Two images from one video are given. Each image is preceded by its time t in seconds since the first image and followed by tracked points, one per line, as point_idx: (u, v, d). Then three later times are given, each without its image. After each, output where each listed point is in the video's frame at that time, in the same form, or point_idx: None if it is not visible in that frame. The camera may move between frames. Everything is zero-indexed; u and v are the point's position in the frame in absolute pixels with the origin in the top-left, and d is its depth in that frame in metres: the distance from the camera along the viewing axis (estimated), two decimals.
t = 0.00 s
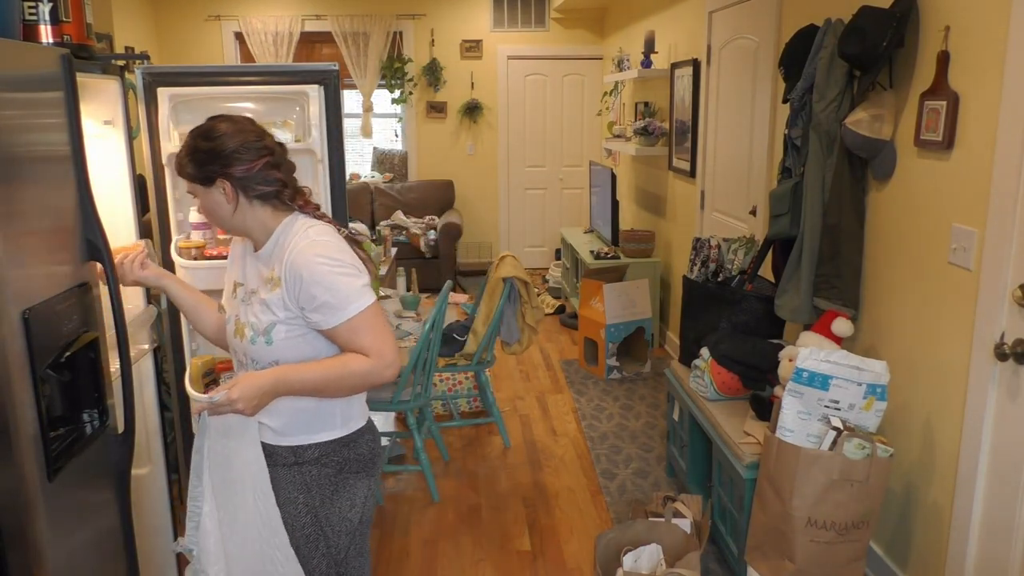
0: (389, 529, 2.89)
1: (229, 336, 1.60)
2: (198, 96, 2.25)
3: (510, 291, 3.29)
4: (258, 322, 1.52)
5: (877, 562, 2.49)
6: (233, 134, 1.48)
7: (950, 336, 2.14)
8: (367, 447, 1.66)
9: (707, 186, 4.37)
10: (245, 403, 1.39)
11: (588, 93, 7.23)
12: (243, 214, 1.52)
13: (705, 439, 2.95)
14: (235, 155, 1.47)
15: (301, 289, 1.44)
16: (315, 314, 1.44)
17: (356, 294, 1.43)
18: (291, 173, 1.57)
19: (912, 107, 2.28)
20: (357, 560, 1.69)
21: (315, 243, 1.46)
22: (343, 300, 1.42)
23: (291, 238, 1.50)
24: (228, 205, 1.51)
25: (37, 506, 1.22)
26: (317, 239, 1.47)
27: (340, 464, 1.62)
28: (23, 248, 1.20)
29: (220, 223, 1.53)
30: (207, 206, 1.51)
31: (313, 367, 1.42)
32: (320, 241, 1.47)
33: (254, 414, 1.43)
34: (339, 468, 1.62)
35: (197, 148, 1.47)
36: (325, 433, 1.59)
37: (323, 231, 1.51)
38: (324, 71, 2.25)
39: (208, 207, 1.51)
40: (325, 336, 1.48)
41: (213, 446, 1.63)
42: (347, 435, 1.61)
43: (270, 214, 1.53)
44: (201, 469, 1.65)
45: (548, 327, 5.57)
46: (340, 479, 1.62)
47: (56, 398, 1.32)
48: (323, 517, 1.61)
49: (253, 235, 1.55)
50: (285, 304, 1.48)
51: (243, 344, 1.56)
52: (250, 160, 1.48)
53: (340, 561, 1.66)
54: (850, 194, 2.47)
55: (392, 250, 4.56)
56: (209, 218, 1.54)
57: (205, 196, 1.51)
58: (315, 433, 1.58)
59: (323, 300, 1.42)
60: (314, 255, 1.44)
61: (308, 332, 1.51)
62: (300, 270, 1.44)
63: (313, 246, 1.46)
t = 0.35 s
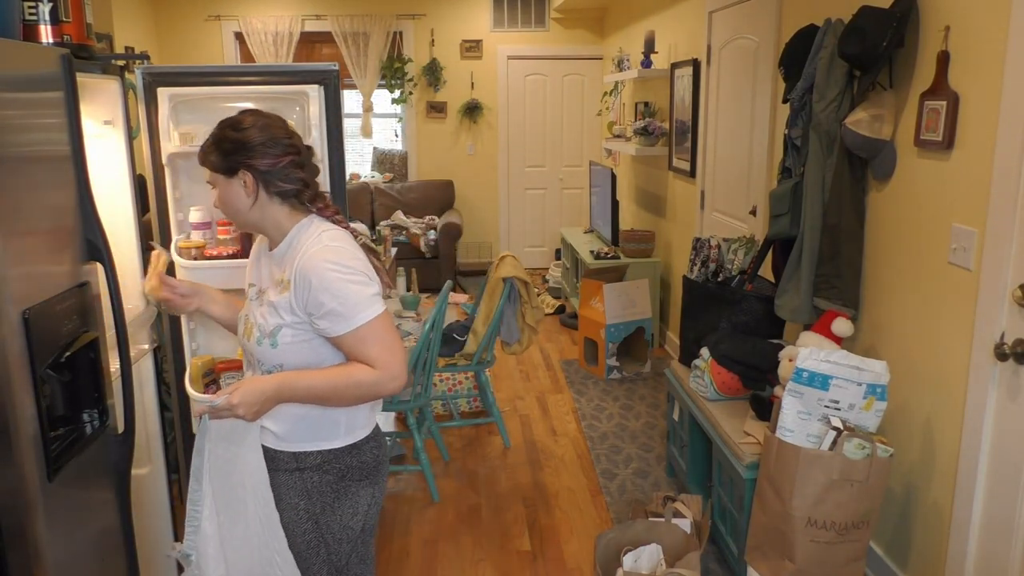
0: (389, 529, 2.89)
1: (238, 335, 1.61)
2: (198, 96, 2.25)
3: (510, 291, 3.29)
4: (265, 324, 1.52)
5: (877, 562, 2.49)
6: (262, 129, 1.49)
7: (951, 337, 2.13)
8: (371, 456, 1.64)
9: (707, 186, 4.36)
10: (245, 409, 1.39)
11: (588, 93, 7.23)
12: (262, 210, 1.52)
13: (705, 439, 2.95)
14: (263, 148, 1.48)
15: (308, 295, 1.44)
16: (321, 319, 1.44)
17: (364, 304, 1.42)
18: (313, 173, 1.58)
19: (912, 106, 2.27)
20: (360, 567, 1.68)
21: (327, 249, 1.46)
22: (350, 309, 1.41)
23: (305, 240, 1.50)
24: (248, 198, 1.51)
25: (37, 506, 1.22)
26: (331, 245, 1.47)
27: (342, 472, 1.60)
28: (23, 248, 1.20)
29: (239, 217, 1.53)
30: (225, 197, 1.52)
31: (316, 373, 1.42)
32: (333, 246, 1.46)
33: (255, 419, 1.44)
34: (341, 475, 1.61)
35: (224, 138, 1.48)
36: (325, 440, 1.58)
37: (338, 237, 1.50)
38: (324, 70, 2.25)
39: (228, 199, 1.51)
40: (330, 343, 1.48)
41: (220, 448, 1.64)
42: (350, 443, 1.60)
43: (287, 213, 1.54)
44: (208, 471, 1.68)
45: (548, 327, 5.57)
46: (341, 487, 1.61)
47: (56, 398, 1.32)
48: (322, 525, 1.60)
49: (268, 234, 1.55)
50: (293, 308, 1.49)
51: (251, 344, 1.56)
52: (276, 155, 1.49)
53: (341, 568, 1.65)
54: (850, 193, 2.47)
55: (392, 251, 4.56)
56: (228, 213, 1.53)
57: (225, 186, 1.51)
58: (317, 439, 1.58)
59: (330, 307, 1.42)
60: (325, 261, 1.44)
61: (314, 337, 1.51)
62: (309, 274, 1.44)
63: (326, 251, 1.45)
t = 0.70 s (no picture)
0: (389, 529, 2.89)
1: (257, 336, 1.60)
2: (197, 96, 2.25)
3: (510, 291, 3.30)
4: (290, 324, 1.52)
5: (877, 563, 2.49)
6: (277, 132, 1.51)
7: (951, 337, 2.13)
8: (388, 453, 1.64)
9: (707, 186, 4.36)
10: (280, 407, 1.39)
11: (588, 93, 7.22)
12: (296, 216, 1.52)
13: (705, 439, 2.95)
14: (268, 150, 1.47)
15: (336, 293, 1.44)
16: (350, 317, 1.44)
17: (393, 300, 1.43)
18: (319, 168, 1.58)
19: (912, 106, 2.27)
20: (371, 565, 1.69)
21: (352, 248, 1.46)
22: (379, 306, 1.42)
23: (328, 239, 1.51)
24: (285, 206, 1.50)
25: (37, 506, 1.22)
26: (355, 243, 1.47)
27: (359, 469, 1.60)
28: (22, 248, 1.20)
29: (273, 228, 1.51)
30: (264, 211, 1.49)
31: (346, 371, 1.42)
32: (358, 245, 1.47)
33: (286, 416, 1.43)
34: (358, 472, 1.61)
35: (250, 148, 1.46)
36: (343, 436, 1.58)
37: (360, 235, 1.51)
38: (324, 71, 2.25)
39: (265, 211, 1.49)
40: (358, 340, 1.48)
41: (241, 443, 1.64)
42: (369, 439, 1.60)
43: (315, 214, 1.55)
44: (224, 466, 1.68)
45: (548, 327, 5.57)
46: (357, 484, 1.61)
47: (56, 398, 1.32)
48: (338, 521, 1.61)
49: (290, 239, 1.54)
50: (320, 308, 1.49)
51: (273, 345, 1.56)
52: (301, 156, 1.52)
53: (354, 565, 1.65)
54: (850, 193, 2.47)
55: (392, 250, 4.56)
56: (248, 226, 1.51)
57: (261, 200, 1.48)
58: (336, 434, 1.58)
59: (360, 305, 1.42)
60: (352, 259, 1.44)
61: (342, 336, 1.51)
62: (337, 273, 1.44)
63: (352, 250, 1.46)
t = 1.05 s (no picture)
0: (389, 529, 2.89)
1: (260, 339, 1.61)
2: (199, 96, 2.27)
3: (510, 292, 3.29)
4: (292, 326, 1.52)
5: (877, 563, 2.49)
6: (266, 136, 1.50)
7: (951, 337, 2.13)
8: (391, 453, 1.64)
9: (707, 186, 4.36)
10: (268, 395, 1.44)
11: (588, 93, 7.22)
12: (297, 217, 1.52)
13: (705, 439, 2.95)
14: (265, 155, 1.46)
15: (335, 294, 1.44)
16: (350, 317, 1.44)
17: (391, 300, 1.42)
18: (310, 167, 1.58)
19: (912, 106, 2.28)
20: (373, 566, 1.68)
21: (351, 248, 1.46)
22: (378, 305, 1.41)
23: (328, 240, 1.50)
24: (286, 207, 1.50)
25: (37, 506, 1.22)
26: (354, 244, 1.47)
27: (362, 468, 1.60)
28: (22, 248, 1.20)
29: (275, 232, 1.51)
30: (267, 215, 1.49)
31: (344, 368, 1.43)
32: (357, 245, 1.47)
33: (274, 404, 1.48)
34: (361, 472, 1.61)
35: (245, 154, 1.45)
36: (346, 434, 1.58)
37: (359, 235, 1.51)
38: (324, 70, 2.25)
39: (267, 215, 1.49)
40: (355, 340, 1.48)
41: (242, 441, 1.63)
42: (371, 438, 1.60)
43: (314, 214, 1.55)
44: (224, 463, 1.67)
45: (548, 327, 5.57)
46: (360, 483, 1.61)
47: (57, 398, 1.32)
48: (341, 520, 1.61)
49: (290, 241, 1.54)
50: (321, 309, 1.49)
51: (276, 347, 1.56)
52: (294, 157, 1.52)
53: (356, 566, 1.65)
54: (850, 193, 2.48)
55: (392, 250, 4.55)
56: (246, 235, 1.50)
57: (261, 205, 1.48)
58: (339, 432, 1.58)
59: (359, 305, 1.42)
60: (350, 260, 1.44)
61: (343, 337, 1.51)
62: (336, 273, 1.44)
63: (350, 250, 1.45)
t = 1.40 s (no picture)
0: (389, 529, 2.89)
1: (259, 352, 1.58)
2: (199, 95, 2.28)
3: (510, 291, 3.29)
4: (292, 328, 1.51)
5: (877, 563, 2.49)
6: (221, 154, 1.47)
7: (951, 336, 2.13)
8: (403, 449, 1.65)
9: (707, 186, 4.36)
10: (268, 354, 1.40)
11: (588, 93, 7.22)
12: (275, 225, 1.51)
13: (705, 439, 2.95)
14: (240, 175, 1.44)
15: (331, 283, 1.44)
16: (348, 305, 1.44)
17: (386, 283, 1.43)
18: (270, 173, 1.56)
19: (912, 106, 2.28)
20: (383, 564, 1.69)
21: (340, 238, 1.47)
22: (374, 287, 1.42)
23: (312, 236, 1.51)
24: (264, 220, 1.48)
25: (37, 505, 1.22)
26: (341, 233, 1.49)
27: (377, 465, 1.60)
28: (22, 248, 1.20)
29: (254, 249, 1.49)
30: (245, 233, 1.46)
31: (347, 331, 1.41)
32: (345, 235, 1.48)
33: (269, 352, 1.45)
34: (375, 468, 1.61)
35: (209, 176, 1.42)
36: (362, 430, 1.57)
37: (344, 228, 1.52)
38: (324, 70, 2.25)
39: (244, 234, 1.46)
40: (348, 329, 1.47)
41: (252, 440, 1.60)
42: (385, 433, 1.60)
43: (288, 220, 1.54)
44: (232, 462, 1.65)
45: (548, 327, 5.57)
46: (375, 480, 1.61)
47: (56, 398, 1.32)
48: (356, 517, 1.61)
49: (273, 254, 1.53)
50: (316, 304, 1.48)
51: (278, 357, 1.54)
52: (255, 168, 1.50)
53: (366, 563, 1.66)
54: (850, 193, 2.48)
55: (392, 250, 4.55)
56: (232, 254, 1.48)
57: (239, 224, 1.45)
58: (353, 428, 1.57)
59: (356, 290, 1.42)
60: (340, 248, 1.45)
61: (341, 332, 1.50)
62: (329, 262, 1.44)
63: (339, 240, 1.47)
